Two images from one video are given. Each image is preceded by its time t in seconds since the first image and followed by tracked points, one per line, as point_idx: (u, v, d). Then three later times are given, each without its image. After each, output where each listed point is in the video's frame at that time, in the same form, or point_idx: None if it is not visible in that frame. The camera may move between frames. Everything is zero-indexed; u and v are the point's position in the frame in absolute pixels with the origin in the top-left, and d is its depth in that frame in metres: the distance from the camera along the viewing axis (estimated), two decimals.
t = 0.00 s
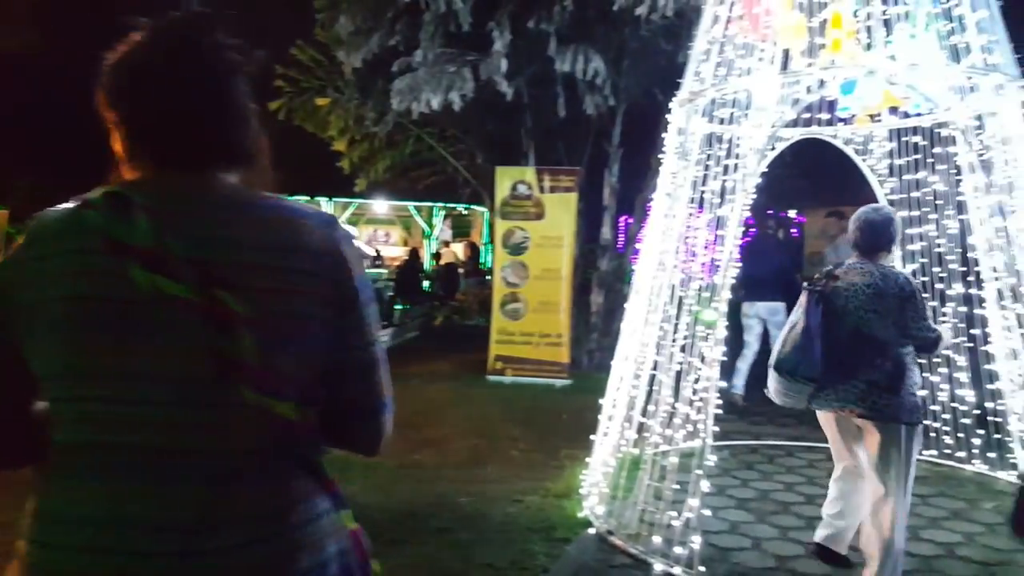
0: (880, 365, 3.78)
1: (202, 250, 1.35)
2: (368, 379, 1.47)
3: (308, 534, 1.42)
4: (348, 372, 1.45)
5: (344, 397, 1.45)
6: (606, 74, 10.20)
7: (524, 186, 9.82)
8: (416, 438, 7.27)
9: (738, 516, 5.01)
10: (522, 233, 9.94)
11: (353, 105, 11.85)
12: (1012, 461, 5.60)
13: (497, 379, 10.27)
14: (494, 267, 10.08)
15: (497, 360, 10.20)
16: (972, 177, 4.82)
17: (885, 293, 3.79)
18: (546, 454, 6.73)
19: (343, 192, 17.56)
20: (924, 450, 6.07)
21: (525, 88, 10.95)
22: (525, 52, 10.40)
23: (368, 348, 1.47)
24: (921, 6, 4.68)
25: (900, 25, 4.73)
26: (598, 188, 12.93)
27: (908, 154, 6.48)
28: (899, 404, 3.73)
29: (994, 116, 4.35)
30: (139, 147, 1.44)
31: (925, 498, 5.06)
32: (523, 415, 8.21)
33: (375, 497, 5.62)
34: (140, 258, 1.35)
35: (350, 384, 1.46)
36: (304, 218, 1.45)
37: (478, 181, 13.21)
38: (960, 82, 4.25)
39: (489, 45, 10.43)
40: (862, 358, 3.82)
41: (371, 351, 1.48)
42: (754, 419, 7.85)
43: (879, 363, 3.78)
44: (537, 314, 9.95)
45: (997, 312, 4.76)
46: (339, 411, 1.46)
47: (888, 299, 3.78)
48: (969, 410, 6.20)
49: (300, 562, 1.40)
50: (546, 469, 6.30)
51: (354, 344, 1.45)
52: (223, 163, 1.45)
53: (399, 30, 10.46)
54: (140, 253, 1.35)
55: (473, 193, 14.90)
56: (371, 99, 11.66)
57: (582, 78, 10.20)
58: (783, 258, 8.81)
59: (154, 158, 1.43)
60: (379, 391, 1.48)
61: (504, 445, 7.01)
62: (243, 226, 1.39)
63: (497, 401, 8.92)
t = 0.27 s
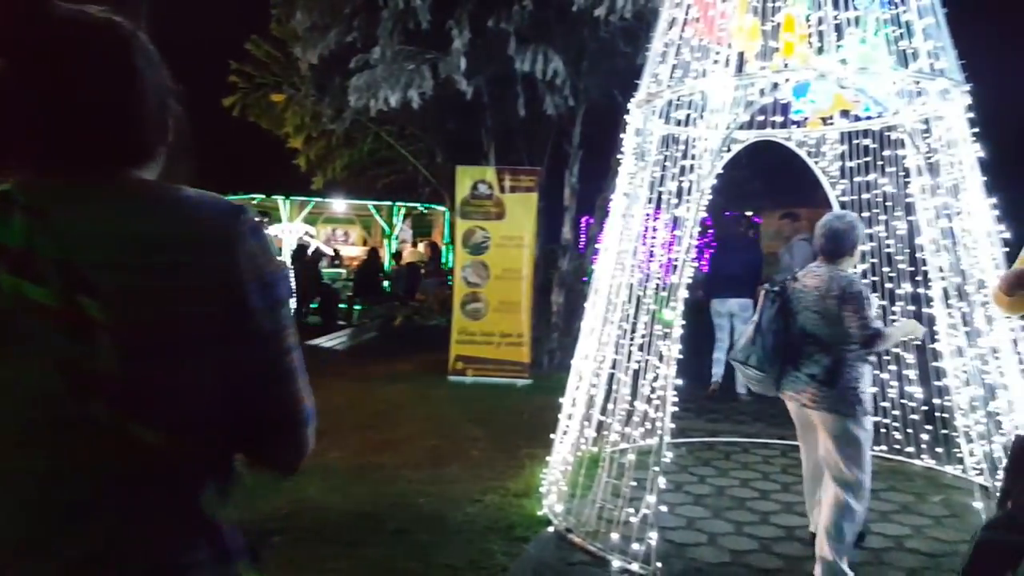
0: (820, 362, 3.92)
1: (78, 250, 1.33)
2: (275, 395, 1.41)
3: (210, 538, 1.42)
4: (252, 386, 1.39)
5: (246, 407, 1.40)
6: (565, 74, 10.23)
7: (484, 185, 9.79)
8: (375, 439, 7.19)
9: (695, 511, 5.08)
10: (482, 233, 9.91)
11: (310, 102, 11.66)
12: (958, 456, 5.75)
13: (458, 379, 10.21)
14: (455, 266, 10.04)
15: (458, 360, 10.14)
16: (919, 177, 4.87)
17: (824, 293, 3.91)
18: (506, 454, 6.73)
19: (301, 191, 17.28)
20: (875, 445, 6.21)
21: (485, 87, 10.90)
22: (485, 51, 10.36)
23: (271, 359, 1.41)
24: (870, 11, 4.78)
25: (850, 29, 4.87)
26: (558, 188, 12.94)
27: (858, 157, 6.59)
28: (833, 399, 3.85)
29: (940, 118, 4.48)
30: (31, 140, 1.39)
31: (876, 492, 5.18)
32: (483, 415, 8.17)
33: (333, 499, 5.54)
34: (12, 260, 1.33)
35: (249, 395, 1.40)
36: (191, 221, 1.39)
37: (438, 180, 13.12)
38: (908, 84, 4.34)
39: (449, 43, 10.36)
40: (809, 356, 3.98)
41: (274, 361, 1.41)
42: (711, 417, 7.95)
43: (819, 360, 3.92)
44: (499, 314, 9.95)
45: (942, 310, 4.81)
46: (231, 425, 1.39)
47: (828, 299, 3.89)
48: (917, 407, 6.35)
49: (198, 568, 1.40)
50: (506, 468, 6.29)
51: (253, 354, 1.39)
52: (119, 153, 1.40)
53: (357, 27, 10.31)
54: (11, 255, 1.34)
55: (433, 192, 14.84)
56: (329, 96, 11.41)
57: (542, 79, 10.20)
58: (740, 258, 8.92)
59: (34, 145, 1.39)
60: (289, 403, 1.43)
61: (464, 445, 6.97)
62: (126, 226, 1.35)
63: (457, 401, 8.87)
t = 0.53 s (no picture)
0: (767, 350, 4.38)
1: None
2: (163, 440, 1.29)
3: None
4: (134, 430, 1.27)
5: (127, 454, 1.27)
6: (538, 75, 10.31)
7: (458, 185, 9.81)
8: (347, 439, 7.17)
9: (666, 507, 5.16)
10: (455, 232, 9.92)
11: (281, 100, 11.58)
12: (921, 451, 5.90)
13: (431, 377, 10.19)
14: (428, 266, 10.03)
15: (432, 359, 10.13)
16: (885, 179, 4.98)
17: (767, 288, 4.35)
18: (480, 452, 6.77)
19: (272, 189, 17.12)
20: (841, 441, 6.34)
21: (458, 87, 10.92)
22: (457, 51, 10.38)
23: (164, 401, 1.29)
24: (836, 16, 4.89)
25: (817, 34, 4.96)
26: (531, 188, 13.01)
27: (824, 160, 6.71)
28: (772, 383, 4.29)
29: (906, 121, 4.60)
30: None
31: (843, 488, 5.31)
32: (455, 414, 8.19)
33: (306, 499, 5.52)
34: None
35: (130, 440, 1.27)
36: (80, 230, 1.27)
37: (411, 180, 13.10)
38: (872, 88, 4.47)
39: (422, 43, 10.36)
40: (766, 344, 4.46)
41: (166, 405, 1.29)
42: (682, 414, 8.06)
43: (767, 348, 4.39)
44: (472, 313, 9.98)
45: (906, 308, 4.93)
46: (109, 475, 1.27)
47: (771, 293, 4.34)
48: (882, 404, 6.51)
49: None
50: (479, 466, 6.33)
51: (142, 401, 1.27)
52: (24, 178, 1.30)
53: (329, 26, 10.26)
54: None
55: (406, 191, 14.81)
56: (300, 94, 11.37)
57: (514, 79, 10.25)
58: (710, 259, 9.05)
59: None
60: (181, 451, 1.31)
61: (437, 444, 6.98)
62: (15, 246, 1.24)
63: (430, 401, 8.87)
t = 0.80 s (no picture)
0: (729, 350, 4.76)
1: None
2: (103, 442, 1.09)
3: None
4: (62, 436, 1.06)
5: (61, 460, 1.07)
6: (515, 74, 10.31)
7: (435, 184, 9.76)
8: (324, 438, 7.10)
9: (644, 505, 5.17)
10: (433, 231, 9.87)
11: (256, 97, 11.44)
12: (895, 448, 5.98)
13: (408, 377, 10.08)
14: (406, 264, 9.97)
15: (409, 358, 10.02)
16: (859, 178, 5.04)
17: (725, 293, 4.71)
18: (458, 451, 6.74)
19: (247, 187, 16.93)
20: (817, 439, 6.40)
21: (435, 86, 10.87)
22: (434, 49, 10.35)
23: (95, 397, 1.07)
24: (812, 17, 4.93)
25: (793, 34, 5.00)
26: (508, 187, 12.99)
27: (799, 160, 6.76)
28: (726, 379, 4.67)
29: (881, 121, 4.67)
30: None
31: (819, 485, 5.36)
32: (433, 414, 8.13)
33: (281, 499, 5.46)
34: None
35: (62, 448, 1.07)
36: None
37: (388, 178, 13.02)
38: (848, 88, 4.53)
39: (398, 41, 10.30)
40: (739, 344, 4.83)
41: (98, 400, 1.08)
42: (660, 413, 8.10)
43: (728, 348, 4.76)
44: (450, 312, 9.95)
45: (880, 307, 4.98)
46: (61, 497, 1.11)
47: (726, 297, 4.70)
48: (857, 401, 6.58)
49: None
50: (457, 466, 6.30)
51: (62, 425, 1.05)
52: None
53: (305, 23, 10.16)
54: None
55: (383, 190, 14.71)
56: (276, 92, 11.26)
57: (492, 78, 10.24)
58: (687, 258, 9.10)
59: None
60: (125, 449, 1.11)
61: (415, 444, 6.94)
62: None
63: (407, 400, 8.80)
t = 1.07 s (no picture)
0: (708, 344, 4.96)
1: None
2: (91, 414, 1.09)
3: None
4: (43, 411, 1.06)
5: (43, 436, 1.07)
6: (498, 72, 10.27)
7: (417, 183, 9.70)
8: (304, 440, 7.02)
9: (627, 506, 5.16)
10: (415, 230, 9.81)
11: (235, 94, 11.30)
12: (876, 448, 6.02)
13: (390, 378, 9.97)
14: (387, 264, 9.90)
15: (391, 359, 9.95)
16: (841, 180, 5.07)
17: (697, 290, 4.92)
18: (440, 452, 6.70)
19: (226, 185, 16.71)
20: (798, 439, 6.43)
21: (417, 84, 10.80)
22: (416, 47, 10.28)
23: (74, 367, 1.07)
24: (795, 18, 4.94)
25: (776, 35, 5.01)
26: (489, 187, 12.95)
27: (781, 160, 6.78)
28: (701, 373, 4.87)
29: (862, 123, 4.71)
30: None
31: (801, 485, 5.38)
32: (415, 414, 8.08)
33: (260, 501, 5.38)
34: None
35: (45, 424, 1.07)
36: None
37: (369, 177, 12.92)
38: (830, 90, 4.56)
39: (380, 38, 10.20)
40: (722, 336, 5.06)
41: (78, 372, 1.07)
42: (642, 413, 8.10)
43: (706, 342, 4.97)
44: (432, 312, 9.89)
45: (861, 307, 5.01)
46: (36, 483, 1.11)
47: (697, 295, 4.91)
48: (838, 401, 6.62)
49: None
50: (439, 467, 6.26)
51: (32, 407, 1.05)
52: None
53: (285, 19, 10.04)
54: None
55: (363, 188, 14.61)
56: (255, 89, 11.12)
57: (474, 77, 10.20)
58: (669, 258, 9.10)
59: None
60: (112, 421, 1.11)
61: (396, 445, 6.89)
62: None
63: (389, 400, 8.73)
